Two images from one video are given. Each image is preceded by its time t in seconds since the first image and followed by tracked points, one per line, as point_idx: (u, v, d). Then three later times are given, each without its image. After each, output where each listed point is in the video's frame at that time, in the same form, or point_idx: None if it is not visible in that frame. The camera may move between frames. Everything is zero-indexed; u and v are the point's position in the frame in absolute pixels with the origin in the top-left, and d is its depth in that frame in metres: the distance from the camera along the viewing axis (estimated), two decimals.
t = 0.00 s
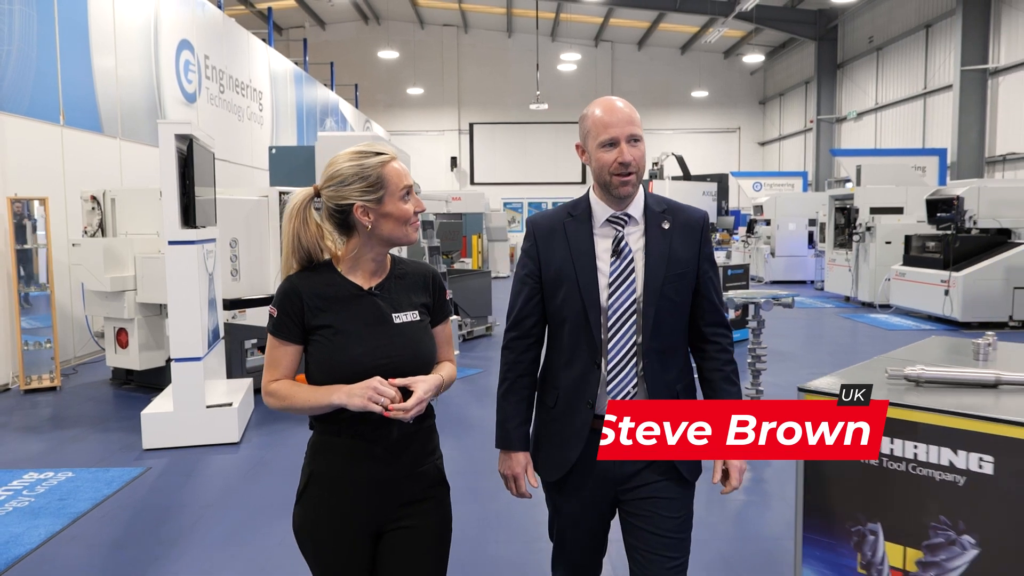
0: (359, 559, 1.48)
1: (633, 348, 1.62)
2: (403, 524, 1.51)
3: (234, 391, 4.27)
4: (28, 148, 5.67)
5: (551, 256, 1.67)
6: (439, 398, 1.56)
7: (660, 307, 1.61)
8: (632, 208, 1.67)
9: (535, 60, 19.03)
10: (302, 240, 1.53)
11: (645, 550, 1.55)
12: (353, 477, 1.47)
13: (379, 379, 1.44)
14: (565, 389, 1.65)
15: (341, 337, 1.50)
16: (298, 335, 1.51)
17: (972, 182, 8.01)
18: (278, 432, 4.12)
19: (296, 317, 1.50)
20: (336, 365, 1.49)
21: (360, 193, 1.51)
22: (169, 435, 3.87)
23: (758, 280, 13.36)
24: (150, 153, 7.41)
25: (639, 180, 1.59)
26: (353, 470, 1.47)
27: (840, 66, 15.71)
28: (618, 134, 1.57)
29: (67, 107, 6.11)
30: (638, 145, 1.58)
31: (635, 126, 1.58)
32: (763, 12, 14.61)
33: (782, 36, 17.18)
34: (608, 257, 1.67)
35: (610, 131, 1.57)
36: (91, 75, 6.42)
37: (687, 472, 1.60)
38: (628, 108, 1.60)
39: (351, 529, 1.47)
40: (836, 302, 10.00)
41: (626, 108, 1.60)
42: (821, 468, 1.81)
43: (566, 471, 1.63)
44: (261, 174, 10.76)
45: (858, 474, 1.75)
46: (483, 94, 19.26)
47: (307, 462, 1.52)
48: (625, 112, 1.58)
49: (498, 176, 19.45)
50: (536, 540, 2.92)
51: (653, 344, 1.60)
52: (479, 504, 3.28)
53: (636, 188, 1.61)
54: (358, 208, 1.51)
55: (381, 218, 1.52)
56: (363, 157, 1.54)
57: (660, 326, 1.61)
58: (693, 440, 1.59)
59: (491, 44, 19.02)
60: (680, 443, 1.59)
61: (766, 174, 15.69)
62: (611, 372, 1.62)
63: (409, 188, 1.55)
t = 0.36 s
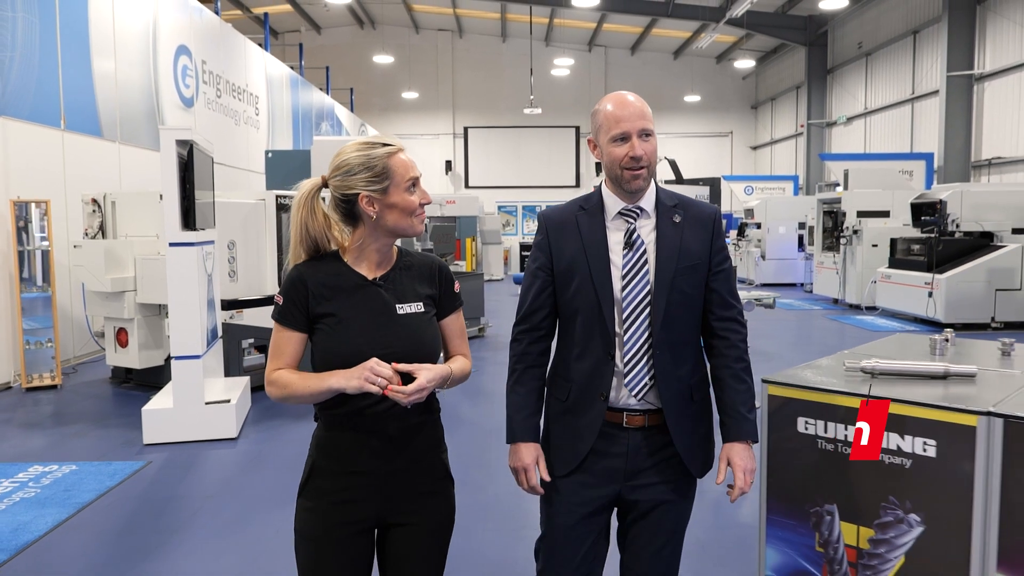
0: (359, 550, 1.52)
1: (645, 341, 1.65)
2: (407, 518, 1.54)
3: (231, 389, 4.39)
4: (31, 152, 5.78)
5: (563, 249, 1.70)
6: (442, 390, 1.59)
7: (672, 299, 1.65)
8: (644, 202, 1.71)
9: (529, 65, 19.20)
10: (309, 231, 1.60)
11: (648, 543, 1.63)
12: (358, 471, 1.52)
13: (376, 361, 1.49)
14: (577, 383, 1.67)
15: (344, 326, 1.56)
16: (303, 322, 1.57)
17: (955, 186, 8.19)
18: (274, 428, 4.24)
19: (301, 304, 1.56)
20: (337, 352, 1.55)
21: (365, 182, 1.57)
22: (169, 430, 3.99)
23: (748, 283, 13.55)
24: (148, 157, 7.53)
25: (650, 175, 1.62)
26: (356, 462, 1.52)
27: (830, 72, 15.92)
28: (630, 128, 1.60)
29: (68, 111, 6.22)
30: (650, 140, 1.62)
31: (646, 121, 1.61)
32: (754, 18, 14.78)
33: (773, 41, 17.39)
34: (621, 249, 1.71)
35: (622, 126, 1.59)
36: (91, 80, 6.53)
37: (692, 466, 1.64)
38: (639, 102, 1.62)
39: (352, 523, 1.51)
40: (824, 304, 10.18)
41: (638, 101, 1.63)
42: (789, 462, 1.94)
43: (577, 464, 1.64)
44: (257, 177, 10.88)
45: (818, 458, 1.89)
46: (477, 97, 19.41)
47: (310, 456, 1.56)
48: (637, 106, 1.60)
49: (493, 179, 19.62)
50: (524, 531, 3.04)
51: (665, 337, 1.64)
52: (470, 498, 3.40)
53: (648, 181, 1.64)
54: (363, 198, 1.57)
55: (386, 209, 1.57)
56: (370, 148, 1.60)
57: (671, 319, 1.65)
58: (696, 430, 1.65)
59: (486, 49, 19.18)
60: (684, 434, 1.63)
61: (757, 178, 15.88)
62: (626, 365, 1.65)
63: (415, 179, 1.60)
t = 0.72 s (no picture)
0: (354, 540, 1.58)
1: (637, 351, 1.59)
2: (402, 512, 1.61)
3: (236, 379, 4.54)
4: (45, 148, 5.93)
5: (553, 257, 1.62)
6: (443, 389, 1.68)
7: (662, 308, 1.59)
8: (632, 211, 1.63)
9: (533, 65, 19.34)
10: (314, 233, 1.63)
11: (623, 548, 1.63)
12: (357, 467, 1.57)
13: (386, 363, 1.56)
14: (568, 394, 1.61)
15: (349, 327, 1.61)
16: (307, 323, 1.61)
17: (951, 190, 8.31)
18: (276, 418, 4.39)
19: (306, 306, 1.60)
20: (343, 352, 1.60)
21: (370, 189, 1.61)
22: (176, 418, 4.14)
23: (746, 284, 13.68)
24: (157, 154, 7.69)
25: (634, 188, 1.56)
26: (356, 457, 1.57)
27: (832, 74, 16.01)
28: (612, 142, 1.51)
29: (81, 109, 6.37)
30: (634, 153, 1.53)
31: (630, 133, 1.53)
32: (756, 20, 14.88)
33: (776, 44, 17.48)
34: (610, 258, 1.64)
35: (603, 140, 1.51)
36: (104, 77, 6.69)
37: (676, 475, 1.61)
38: (625, 114, 1.54)
39: (346, 515, 1.57)
40: (820, 305, 10.29)
41: (624, 112, 1.55)
42: (759, 456, 2.05)
43: (572, 469, 1.58)
44: (262, 175, 11.02)
45: (785, 447, 2.00)
46: (481, 97, 19.55)
47: (307, 452, 1.60)
48: (622, 118, 1.52)
49: (495, 178, 19.76)
50: (516, 520, 3.16)
51: (657, 346, 1.58)
52: (466, 489, 3.52)
53: (632, 195, 1.58)
54: (368, 203, 1.61)
55: (390, 214, 1.62)
56: (374, 154, 1.65)
57: (661, 329, 1.59)
58: (680, 444, 1.60)
59: (490, 49, 19.32)
60: (671, 444, 1.58)
61: (758, 180, 16.00)
62: (620, 376, 1.58)
63: (417, 185, 1.65)
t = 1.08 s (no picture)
0: (355, 543, 1.60)
1: (619, 349, 1.64)
2: (402, 510, 1.65)
3: (245, 377, 4.69)
4: (57, 152, 6.09)
5: (533, 258, 1.68)
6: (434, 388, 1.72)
7: (641, 305, 1.65)
8: (608, 210, 1.70)
9: (537, 70, 19.51)
10: (302, 233, 1.67)
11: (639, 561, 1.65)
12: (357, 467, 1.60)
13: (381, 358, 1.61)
14: (551, 394, 1.65)
15: (342, 327, 1.66)
16: (299, 325, 1.65)
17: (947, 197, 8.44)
18: (284, 415, 4.53)
19: (298, 307, 1.64)
20: (337, 352, 1.65)
21: (359, 189, 1.67)
22: (188, 415, 4.29)
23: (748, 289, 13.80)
24: (166, 158, 7.86)
25: (592, 194, 1.61)
26: (356, 457, 1.60)
27: (835, 82, 16.13)
28: (566, 149, 1.56)
29: (91, 114, 6.53)
30: (590, 161, 1.56)
31: (584, 141, 1.55)
32: (759, 27, 14.98)
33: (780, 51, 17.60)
34: (589, 258, 1.70)
35: (558, 146, 1.57)
36: (114, 83, 6.86)
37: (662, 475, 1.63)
38: (593, 117, 1.57)
39: (349, 515, 1.59)
40: (819, 310, 10.40)
41: (590, 117, 1.57)
42: (741, 446, 2.22)
43: (552, 477, 1.62)
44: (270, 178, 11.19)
45: (764, 435, 2.16)
46: (487, 102, 19.72)
47: (306, 454, 1.63)
48: (587, 122, 1.55)
49: (500, 183, 19.93)
50: (513, 512, 3.30)
51: (637, 343, 1.64)
52: (466, 483, 3.66)
53: (593, 199, 1.64)
54: (357, 203, 1.67)
55: (379, 213, 1.68)
56: (363, 154, 1.70)
57: (641, 325, 1.65)
58: (664, 440, 1.63)
59: (496, 54, 19.49)
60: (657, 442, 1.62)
61: (761, 186, 16.12)
62: (603, 373, 1.63)
63: (406, 185, 1.70)
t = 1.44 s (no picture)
0: (364, 528, 1.60)
1: (608, 342, 1.67)
2: (407, 496, 1.63)
3: (252, 372, 4.84)
4: (66, 154, 6.22)
5: (527, 252, 1.73)
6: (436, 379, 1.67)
7: (631, 299, 1.68)
8: (601, 204, 1.75)
9: (536, 71, 19.66)
10: (306, 230, 1.70)
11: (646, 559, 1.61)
12: (360, 454, 1.60)
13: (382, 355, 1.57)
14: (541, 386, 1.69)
15: (345, 323, 1.65)
16: (304, 320, 1.65)
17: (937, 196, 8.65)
18: (290, 408, 4.68)
19: (302, 304, 1.64)
20: (340, 348, 1.65)
21: (362, 188, 1.65)
22: (198, 408, 4.44)
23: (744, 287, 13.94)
24: (171, 159, 7.99)
25: (581, 189, 1.66)
26: (360, 445, 1.60)
27: (830, 81, 16.28)
28: (554, 145, 1.61)
29: (99, 117, 6.67)
30: (579, 156, 1.61)
31: (574, 137, 1.59)
32: (755, 27, 15.13)
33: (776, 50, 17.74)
34: (582, 252, 1.74)
35: (548, 142, 1.62)
36: (119, 85, 6.99)
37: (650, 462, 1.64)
38: (583, 117, 1.60)
39: (356, 501, 1.59)
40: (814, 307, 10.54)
41: (582, 116, 1.60)
42: (725, 431, 2.38)
43: (550, 466, 1.66)
44: (272, 179, 11.32)
45: (747, 419, 2.32)
46: (485, 102, 19.89)
47: (314, 442, 1.64)
48: (576, 122, 1.59)
49: (499, 183, 20.08)
50: (513, 498, 3.44)
51: (626, 336, 1.66)
52: (468, 471, 3.80)
53: (582, 196, 1.69)
54: (360, 202, 1.66)
55: (382, 213, 1.66)
56: (366, 153, 1.68)
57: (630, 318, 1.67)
58: (653, 430, 1.67)
59: (494, 55, 19.63)
60: (644, 433, 1.65)
61: (757, 185, 16.27)
62: (591, 366, 1.66)
63: (409, 185, 1.69)
